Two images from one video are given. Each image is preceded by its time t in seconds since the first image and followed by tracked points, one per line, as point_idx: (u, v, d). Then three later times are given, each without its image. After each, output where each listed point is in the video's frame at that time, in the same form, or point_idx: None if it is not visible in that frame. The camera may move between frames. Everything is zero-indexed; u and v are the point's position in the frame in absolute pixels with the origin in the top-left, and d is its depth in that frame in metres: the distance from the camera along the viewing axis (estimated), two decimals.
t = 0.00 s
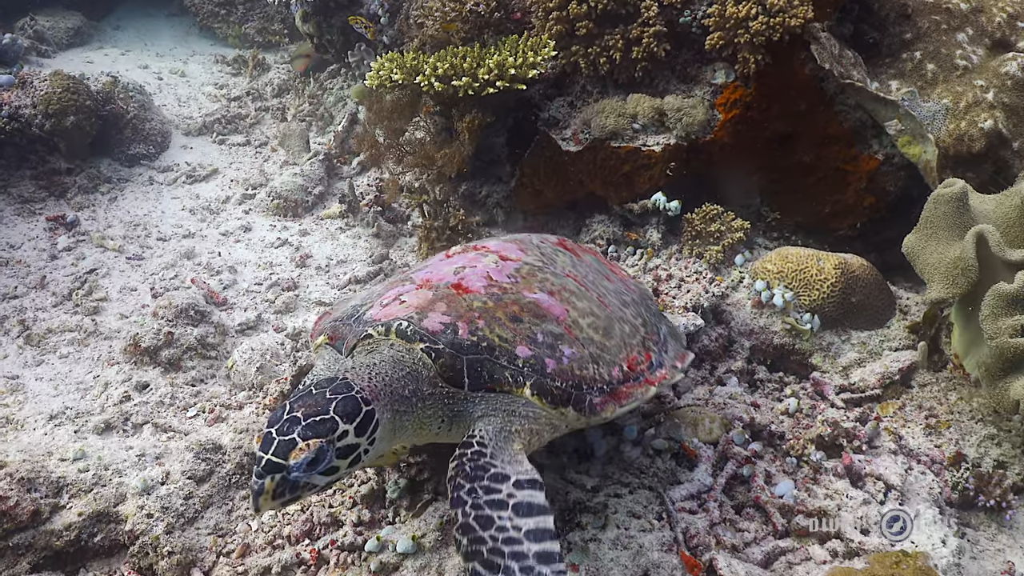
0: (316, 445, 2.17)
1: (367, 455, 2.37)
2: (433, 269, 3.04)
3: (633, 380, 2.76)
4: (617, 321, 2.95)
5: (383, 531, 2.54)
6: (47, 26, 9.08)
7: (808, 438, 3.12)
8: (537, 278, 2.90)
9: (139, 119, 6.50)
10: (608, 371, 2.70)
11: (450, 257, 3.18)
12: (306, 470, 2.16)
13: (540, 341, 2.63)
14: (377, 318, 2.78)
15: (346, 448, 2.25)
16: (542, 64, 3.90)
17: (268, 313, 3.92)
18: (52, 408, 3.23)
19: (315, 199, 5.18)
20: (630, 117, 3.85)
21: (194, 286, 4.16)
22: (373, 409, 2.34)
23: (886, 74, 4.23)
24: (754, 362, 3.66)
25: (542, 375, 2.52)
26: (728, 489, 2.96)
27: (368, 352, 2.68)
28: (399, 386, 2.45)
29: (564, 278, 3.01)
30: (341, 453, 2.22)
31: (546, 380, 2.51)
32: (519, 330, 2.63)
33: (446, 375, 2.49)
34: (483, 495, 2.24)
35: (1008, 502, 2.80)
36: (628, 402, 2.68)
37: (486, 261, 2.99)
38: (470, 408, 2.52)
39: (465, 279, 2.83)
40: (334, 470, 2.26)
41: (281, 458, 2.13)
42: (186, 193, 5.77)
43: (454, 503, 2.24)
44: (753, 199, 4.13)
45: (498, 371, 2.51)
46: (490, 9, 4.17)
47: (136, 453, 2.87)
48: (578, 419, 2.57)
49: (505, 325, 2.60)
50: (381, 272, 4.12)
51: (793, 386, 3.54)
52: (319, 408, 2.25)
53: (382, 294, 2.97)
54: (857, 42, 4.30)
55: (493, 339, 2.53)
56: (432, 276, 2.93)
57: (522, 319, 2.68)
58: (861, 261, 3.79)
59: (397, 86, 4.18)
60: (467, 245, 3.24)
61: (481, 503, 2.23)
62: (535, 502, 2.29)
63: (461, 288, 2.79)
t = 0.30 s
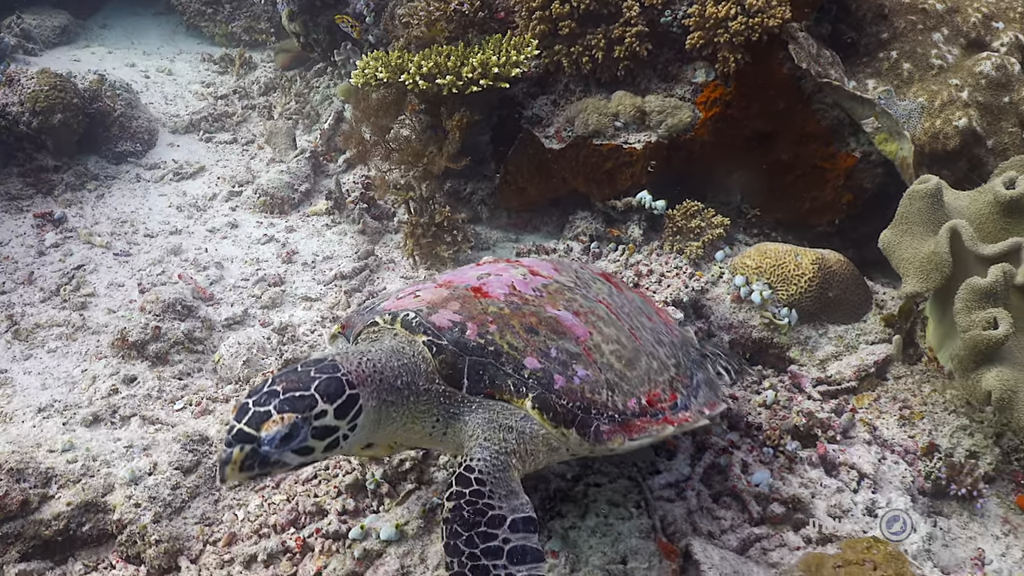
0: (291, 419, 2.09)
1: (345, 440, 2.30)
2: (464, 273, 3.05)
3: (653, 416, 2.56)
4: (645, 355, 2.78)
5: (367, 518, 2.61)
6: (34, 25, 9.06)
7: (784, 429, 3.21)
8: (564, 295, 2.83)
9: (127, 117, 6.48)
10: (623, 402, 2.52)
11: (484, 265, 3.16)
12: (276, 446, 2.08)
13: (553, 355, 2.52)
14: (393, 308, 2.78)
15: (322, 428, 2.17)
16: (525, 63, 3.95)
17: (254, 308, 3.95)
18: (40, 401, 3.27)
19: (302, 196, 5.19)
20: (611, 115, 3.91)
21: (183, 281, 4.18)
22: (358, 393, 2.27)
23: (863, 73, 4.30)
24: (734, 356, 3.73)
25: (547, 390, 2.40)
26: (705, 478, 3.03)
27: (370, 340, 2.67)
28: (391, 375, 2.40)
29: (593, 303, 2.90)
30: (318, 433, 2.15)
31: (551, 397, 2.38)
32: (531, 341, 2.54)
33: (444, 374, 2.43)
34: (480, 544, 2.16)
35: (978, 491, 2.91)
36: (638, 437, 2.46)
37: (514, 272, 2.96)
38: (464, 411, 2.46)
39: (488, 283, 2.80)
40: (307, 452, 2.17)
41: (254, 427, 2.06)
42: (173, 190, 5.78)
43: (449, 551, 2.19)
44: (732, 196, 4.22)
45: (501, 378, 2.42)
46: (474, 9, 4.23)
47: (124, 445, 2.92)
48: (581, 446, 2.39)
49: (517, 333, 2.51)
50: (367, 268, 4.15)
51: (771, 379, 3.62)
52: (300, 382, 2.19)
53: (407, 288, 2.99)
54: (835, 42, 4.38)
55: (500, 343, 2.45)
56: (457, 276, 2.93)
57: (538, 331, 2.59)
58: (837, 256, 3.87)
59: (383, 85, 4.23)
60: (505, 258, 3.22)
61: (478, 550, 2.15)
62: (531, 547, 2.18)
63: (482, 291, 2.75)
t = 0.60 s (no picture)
0: (309, 374, 2.14)
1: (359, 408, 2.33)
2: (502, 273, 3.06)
3: (677, 445, 2.35)
4: (683, 384, 2.59)
5: (345, 506, 2.68)
6: (22, 23, 9.08)
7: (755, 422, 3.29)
8: (599, 308, 2.75)
9: (114, 115, 6.53)
10: (646, 423, 2.35)
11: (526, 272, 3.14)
12: (295, 399, 2.12)
13: (574, 361, 2.44)
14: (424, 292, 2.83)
15: (339, 385, 2.21)
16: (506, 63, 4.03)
17: (237, 303, 4.01)
18: (25, 392, 3.34)
19: (286, 194, 5.25)
20: (590, 115, 3.98)
21: (168, 276, 4.22)
22: (372, 358, 2.32)
23: (839, 75, 4.37)
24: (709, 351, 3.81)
25: (559, 391, 2.32)
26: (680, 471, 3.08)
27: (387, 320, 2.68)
28: (404, 350, 2.45)
29: (632, 322, 2.78)
30: (333, 392, 2.18)
31: (563, 400, 2.30)
32: (551, 342, 2.48)
33: (454, 357, 2.42)
34: (473, 543, 2.11)
35: (945, 482, 3.04)
36: (656, 461, 2.27)
37: (553, 280, 2.95)
38: (472, 401, 2.40)
39: (520, 283, 2.81)
40: (322, 412, 2.20)
41: (272, 380, 2.12)
42: (160, 187, 5.81)
43: (440, 547, 2.16)
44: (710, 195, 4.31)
45: (513, 373, 2.37)
46: (458, 9, 4.30)
47: (108, 435, 2.99)
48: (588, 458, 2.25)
49: (539, 332, 2.48)
50: (350, 265, 4.21)
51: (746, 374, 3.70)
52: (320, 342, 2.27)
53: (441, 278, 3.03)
54: (811, 43, 4.48)
55: (519, 339, 2.42)
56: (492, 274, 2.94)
57: (563, 334, 2.53)
58: (812, 254, 3.95)
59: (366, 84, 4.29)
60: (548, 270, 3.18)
61: (469, 549, 2.12)
62: (520, 544, 2.16)
63: (513, 289, 2.75)
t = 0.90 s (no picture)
0: (360, 338, 2.05)
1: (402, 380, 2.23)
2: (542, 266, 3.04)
3: (715, 455, 2.27)
4: (723, 399, 2.53)
5: (318, 493, 2.76)
6: (8, 22, 9.12)
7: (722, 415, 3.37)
8: (642, 310, 2.72)
9: (98, 112, 6.58)
10: (684, 428, 2.27)
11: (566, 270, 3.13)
12: (344, 364, 2.03)
13: (613, 355, 2.38)
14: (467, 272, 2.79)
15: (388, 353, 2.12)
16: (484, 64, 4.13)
17: (217, 298, 4.08)
18: (6, 383, 3.41)
19: (269, 191, 5.32)
20: (566, 117, 4.08)
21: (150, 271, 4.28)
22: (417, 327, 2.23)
23: (811, 76, 4.46)
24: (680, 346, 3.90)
25: (595, 381, 2.24)
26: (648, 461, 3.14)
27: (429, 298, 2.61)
28: (443, 325, 2.35)
29: (676, 332, 2.73)
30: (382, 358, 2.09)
31: (598, 390, 2.21)
32: (591, 333, 2.42)
33: (490, 336, 2.33)
34: (496, 526, 2.02)
35: (906, 473, 3.18)
36: (693, 467, 2.15)
37: (597, 280, 2.91)
38: (504, 384, 2.30)
39: (563, 275, 2.78)
40: (369, 381, 2.10)
41: (322, 344, 2.02)
42: (143, 184, 5.86)
43: (460, 529, 2.05)
44: (684, 194, 4.41)
45: (547, 356, 2.28)
46: (437, 11, 4.39)
47: (86, 424, 3.07)
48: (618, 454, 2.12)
49: (580, 322, 2.43)
50: (329, 261, 4.29)
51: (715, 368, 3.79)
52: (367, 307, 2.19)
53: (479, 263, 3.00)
54: (784, 47, 4.52)
55: (558, 324, 2.36)
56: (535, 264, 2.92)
57: (604, 329, 2.48)
58: (782, 251, 4.06)
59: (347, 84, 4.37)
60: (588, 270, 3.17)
61: (490, 534, 2.02)
62: (542, 530, 2.07)
63: (556, 280, 2.72)
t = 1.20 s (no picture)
0: (405, 304, 2.24)
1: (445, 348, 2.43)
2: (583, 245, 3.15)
3: (756, 438, 2.34)
4: (767, 385, 2.55)
5: (279, 477, 2.83)
6: None
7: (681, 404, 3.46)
8: (683, 291, 2.76)
9: (79, 109, 6.67)
10: (726, 411, 2.36)
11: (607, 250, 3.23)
12: (390, 330, 2.22)
13: (653, 333, 2.47)
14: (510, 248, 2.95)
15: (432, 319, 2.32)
16: (456, 62, 4.24)
17: (191, 289, 4.16)
18: None
19: (246, 186, 5.40)
20: (536, 114, 4.16)
21: (124, 262, 4.34)
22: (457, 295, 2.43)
23: (778, 75, 4.55)
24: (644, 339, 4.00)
25: (635, 357, 2.38)
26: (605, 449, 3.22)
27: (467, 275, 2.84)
28: (482, 296, 2.56)
29: (721, 318, 2.78)
30: (427, 324, 2.29)
31: (636, 366, 2.36)
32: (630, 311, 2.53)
33: (527, 307, 2.53)
34: (547, 457, 2.14)
35: (860, 463, 3.26)
36: (732, 450, 2.28)
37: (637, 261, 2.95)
38: (541, 355, 2.52)
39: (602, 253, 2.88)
40: (415, 347, 2.30)
41: (369, 309, 2.21)
42: (123, 179, 5.93)
43: (512, 460, 2.14)
44: (654, 191, 4.49)
45: (587, 330, 2.46)
46: (412, 10, 4.47)
47: (57, 408, 3.16)
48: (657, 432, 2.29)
49: (618, 299, 2.54)
50: (302, 254, 4.39)
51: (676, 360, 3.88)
52: (409, 275, 2.38)
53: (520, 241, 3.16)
54: (751, 47, 4.60)
55: (595, 299, 2.50)
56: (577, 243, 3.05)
57: (643, 307, 2.56)
58: (746, 248, 4.15)
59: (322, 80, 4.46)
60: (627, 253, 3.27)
61: (542, 466, 2.12)
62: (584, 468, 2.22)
63: (594, 258, 2.82)
